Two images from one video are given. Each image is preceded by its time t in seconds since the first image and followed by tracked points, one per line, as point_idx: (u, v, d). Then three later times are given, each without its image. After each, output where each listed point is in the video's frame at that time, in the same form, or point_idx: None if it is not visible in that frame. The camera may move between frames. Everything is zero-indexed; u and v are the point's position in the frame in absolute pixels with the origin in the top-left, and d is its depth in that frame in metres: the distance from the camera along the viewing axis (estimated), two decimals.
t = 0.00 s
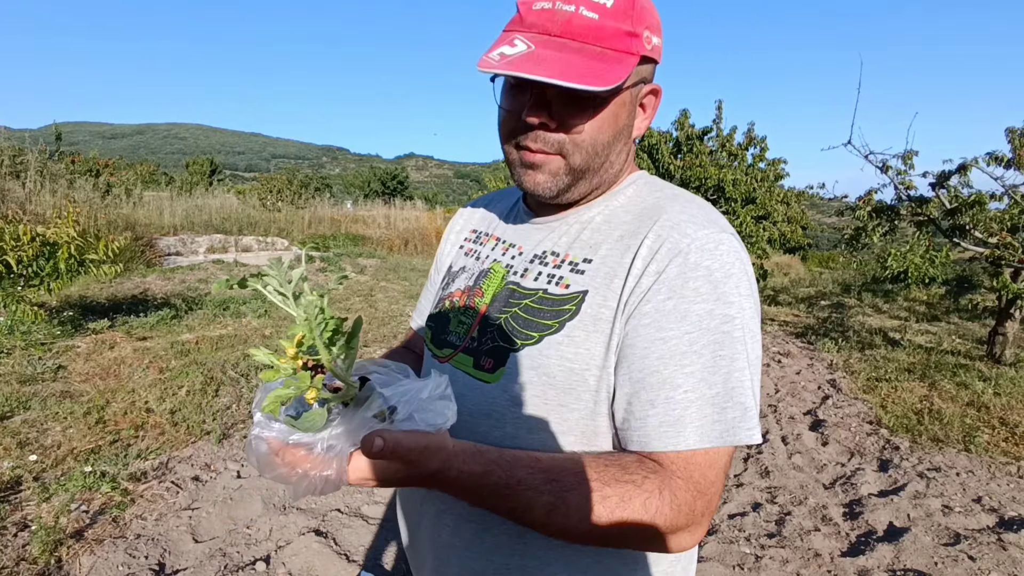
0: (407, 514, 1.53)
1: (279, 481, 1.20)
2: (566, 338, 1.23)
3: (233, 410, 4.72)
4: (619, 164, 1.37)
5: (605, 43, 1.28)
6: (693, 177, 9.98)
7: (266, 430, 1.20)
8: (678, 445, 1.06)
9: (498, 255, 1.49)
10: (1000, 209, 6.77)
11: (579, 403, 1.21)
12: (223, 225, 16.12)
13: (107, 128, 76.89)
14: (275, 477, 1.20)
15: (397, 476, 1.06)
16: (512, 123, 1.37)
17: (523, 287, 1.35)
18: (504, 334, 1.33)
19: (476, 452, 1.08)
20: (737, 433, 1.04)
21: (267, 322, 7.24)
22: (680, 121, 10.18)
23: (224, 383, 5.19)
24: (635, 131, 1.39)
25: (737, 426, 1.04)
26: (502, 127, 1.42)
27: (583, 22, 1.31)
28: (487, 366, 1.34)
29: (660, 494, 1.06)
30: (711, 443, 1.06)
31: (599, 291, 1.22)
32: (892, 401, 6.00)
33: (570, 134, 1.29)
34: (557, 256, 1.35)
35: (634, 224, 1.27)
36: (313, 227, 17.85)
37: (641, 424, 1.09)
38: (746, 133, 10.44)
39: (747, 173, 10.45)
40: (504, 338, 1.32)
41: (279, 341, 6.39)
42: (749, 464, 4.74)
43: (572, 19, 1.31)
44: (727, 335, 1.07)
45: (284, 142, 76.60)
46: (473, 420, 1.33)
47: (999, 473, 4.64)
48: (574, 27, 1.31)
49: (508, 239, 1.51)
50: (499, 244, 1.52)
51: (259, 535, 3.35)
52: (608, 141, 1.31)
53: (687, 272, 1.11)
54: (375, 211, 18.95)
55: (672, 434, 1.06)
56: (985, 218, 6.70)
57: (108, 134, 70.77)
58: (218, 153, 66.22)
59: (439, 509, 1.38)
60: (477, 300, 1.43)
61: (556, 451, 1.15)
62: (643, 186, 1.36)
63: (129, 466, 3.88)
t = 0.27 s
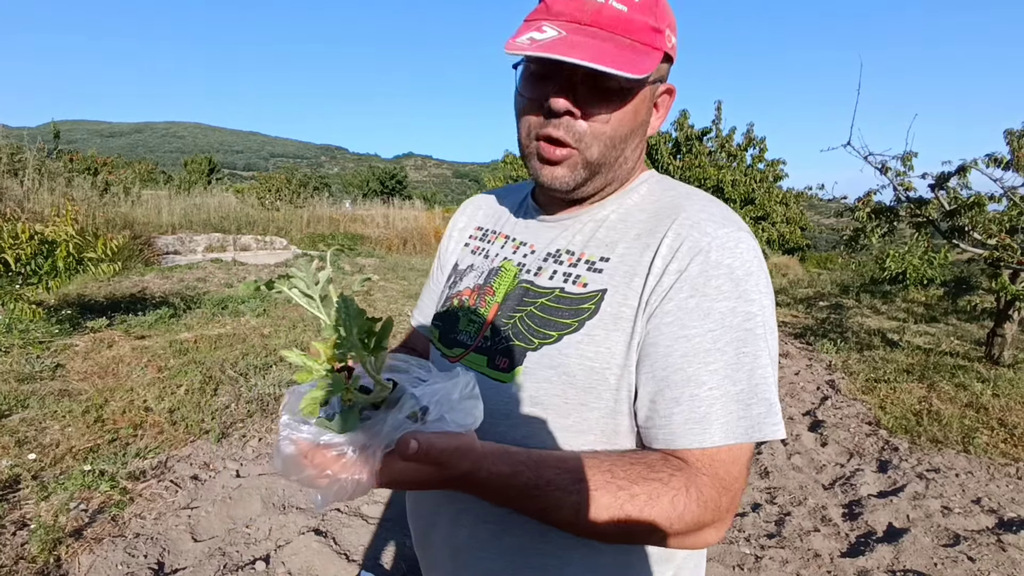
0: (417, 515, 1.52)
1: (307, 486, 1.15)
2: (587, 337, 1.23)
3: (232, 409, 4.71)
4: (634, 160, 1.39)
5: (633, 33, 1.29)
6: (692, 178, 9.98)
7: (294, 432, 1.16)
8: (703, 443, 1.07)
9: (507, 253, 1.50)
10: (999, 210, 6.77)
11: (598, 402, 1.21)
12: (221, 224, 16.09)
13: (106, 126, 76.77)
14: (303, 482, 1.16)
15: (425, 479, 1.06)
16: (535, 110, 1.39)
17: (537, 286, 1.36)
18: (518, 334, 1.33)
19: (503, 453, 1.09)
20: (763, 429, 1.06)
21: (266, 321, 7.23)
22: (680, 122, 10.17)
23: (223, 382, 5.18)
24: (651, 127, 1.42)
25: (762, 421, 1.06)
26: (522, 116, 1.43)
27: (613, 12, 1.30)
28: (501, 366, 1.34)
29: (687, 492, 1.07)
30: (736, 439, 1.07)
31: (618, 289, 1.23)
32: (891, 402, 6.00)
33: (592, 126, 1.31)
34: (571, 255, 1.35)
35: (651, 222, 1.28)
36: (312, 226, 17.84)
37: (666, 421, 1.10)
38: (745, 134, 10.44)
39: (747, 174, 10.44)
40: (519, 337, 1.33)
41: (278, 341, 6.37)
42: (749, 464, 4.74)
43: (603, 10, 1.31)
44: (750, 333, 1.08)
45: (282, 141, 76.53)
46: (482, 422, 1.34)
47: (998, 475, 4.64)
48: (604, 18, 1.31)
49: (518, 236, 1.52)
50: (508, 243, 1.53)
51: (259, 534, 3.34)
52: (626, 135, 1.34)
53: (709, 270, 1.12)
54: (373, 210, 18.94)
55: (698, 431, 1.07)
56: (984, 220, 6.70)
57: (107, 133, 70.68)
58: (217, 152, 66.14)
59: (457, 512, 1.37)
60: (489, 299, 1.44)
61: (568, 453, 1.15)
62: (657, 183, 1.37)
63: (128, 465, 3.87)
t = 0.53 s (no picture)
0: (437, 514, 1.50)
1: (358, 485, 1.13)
2: (614, 329, 1.27)
3: (231, 408, 4.71)
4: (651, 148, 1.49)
5: (663, 20, 1.41)
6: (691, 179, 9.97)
7: (337, 431, 1.13)
8: (736, 423, 1.10)
9: (518, 254, 1.53)
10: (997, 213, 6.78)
11: (625, 395, 1.23)
12: (220, 222, 16.07)
13: (105, 124, 76.66)
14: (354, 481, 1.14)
15: (475, 472, 1.05)
16: (562, 96, 1.46)
17: (555, 283, 1.39)
18: (540, 332, 1.35)
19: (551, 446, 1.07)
20: (793, 405, 1.10)
21: (265, 320, 7.22)
22: (680, 123, 10.16)
23: (221, 381, 5.17)
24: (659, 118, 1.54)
25: (791, 399, 1.10)
26: (545, 105, 1.50)
27: None
28: (525, 364, 1.35)
29: (726, 474, 1.09)
30: (767, 418, 1.11)
31: (640, 281, 1.28)
32: (889, 404, 6.00)
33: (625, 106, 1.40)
34: (588, 251, 1.40)
35: (667, 216, 1.33)
36: (310, 225, 17.81)
37: (696, 405, 1.14)
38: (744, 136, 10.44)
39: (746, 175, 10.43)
40: (541, 335, 1.35)
41: (276, 339, 6.36)
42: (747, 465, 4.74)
43: None
44: (772, 314, 1.14)
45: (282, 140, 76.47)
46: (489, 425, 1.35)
47: (996, 477, 4.65)
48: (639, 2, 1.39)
49: (528, 237, 1.55)
50: (517, 244, 1.55)
51: (257, 533, 3.34)
52: (651, 118, 1.44)
53: (729, 257, 1.18)
54: (372, 209, 18.91)
55: (730, 413, 1.11)
56: (983, 223, 6.70)
57: (106, 130, 70.59)
58: (216, 150, 66.05)
59: (488, 514, 1.35)
60: (504, 300, 1.45)
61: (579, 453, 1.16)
62: (664, 180, 1.45)
63: (126, 463, 3.86)
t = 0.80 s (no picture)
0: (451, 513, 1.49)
1: (409, 465, 1.07)
2: (640, 322, 1.31)
3: (229, 407, 4.70)
4: (653, 149, 1.56)
5: (646, 22, 1.49)
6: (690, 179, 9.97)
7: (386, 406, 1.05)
8: (755, 412, 1.16)
9: (532, 255, 1.57)
10: (995, 215, 6.78)
11: (654, 385, 1.27)
12: (218, 221, 16.04)
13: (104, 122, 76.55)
14: (402, 462, 1.07)
15: (525, 450, 1.04)
16: (564, 112, 1.52)
17: (574, 281, 1.44)
18: (562, 329, 1.39)
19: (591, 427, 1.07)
20: (806, 395, 1.17)
21: (263, 319, 7.21)
22: (678, 123, 10.14)
23: (220, 380, 5.17)
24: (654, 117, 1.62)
25: (804, 389, 1.17)
26: (546, 124, 1.56)
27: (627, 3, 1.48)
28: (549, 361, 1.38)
29: (752, 456, 1.14)
30: (782, 407, 1.16)
31: (662, 277, 1.33)
32: (887, 405, 6.01)
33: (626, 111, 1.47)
34: (606, 250, 1.45)
35: (685, 217, 1.40)
36: (308, 225, 17.77)
37: (717, 395, 1.19)
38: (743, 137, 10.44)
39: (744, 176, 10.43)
40: (563, 332, 1.38)
41: (274, 339, 6.35)
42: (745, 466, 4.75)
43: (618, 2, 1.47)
44: (785, 308, 1.21)
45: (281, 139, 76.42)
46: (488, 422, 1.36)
47: (994, 478, 4.65)
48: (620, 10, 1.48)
49: (542, 239, 1.60)
50: (531, 245, 1.60)
51: (256, 533, 3.34)
52: (650, 117, 1.51)
53: (748, 253, 1.25)
54: (371, 209, 18.89)
55: (748, 401, 1.16)
56: (981, 224, 6.70)
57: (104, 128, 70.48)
58: (215, 149, 65.96)
59: (515, 514, 1.36)
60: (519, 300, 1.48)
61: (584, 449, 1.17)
62: (672, 184, 1.53)
63: (124, 463, 3.86)
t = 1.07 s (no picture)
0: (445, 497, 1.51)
1: (444, 452, 1.06)
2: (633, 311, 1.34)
3: (226, 406, 4.70)
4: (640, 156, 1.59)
5: (637, 39, 1.50)
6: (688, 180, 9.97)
7: (419, 397, 1.04)
8: (745, 393, 1.20)
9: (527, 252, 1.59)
10: (993, 216, 6.79)
11: (646, 370, 1.30)
12: (216, 220, 16.01)
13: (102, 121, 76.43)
14: (437, 450, 1.06)
15: (553, 432, 1.03)
16: (556, 122, 1.54)
17: (568, 275, 1.46)
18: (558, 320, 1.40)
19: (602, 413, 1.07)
20: (791, 377, 1.21)
21: (261, 318, 7.21)
22: (677, 124, 10.14)
23: (217, 379, 5.17)
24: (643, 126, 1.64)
25: (789, 372, 1.21)
26: (539, 131, 1.58)
27: (617, 22, 1.49)
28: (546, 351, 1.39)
29: (745, 433, 1.18)
30: (770, 389, 1.20)
31: (652, 271, 1.36)
32: (884, 405, 6.02)
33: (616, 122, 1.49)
34: (599, 247, 1.48)
35: (673, 215, 1.43)
36: (307, 224, 17.76)
37: (707, 382, 1.22)
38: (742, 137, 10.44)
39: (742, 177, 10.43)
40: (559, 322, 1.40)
41: (272, 338, 6.35)
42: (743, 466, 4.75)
43: (608, 21, 1.49)
44: (770, 298, 1.25)
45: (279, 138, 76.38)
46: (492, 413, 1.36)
47: (990, 479, 4.66)
48: (611, 28, 1.49)
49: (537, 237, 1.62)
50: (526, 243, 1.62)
51: (252, 532, 3.34)
52: (638, 128, 1.53)
53: (732, 249, 1.30)
54: (369, 208, 18.87)
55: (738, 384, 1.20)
56: (978, 225, 6.71)
57: (102, 127, 70.41)
58: (213, 147, 65.89)
59: (511, 492, 1.39)
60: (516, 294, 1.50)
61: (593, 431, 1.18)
62: (659, 187, 1.56)
63: (121, 461, 3.85)
